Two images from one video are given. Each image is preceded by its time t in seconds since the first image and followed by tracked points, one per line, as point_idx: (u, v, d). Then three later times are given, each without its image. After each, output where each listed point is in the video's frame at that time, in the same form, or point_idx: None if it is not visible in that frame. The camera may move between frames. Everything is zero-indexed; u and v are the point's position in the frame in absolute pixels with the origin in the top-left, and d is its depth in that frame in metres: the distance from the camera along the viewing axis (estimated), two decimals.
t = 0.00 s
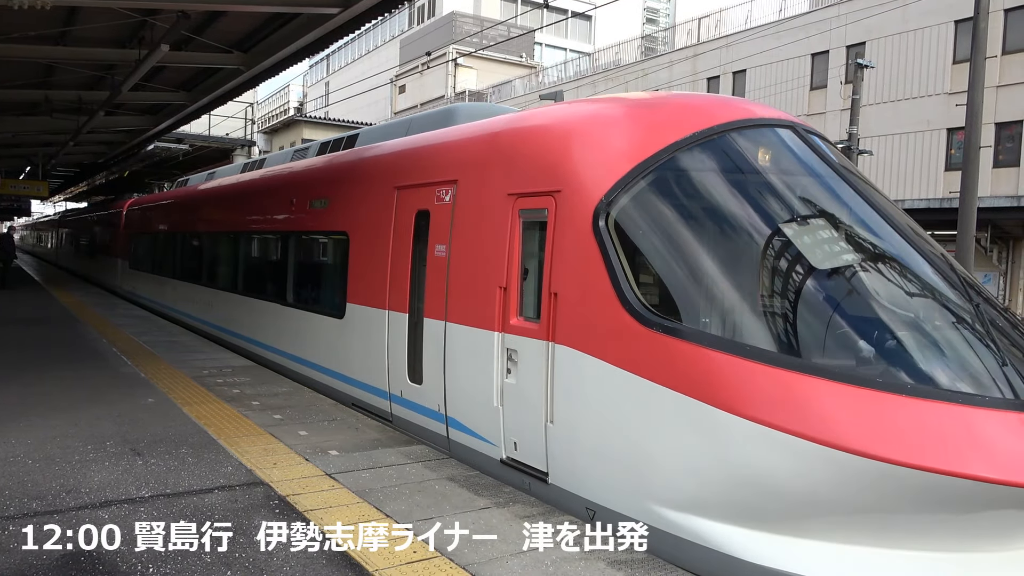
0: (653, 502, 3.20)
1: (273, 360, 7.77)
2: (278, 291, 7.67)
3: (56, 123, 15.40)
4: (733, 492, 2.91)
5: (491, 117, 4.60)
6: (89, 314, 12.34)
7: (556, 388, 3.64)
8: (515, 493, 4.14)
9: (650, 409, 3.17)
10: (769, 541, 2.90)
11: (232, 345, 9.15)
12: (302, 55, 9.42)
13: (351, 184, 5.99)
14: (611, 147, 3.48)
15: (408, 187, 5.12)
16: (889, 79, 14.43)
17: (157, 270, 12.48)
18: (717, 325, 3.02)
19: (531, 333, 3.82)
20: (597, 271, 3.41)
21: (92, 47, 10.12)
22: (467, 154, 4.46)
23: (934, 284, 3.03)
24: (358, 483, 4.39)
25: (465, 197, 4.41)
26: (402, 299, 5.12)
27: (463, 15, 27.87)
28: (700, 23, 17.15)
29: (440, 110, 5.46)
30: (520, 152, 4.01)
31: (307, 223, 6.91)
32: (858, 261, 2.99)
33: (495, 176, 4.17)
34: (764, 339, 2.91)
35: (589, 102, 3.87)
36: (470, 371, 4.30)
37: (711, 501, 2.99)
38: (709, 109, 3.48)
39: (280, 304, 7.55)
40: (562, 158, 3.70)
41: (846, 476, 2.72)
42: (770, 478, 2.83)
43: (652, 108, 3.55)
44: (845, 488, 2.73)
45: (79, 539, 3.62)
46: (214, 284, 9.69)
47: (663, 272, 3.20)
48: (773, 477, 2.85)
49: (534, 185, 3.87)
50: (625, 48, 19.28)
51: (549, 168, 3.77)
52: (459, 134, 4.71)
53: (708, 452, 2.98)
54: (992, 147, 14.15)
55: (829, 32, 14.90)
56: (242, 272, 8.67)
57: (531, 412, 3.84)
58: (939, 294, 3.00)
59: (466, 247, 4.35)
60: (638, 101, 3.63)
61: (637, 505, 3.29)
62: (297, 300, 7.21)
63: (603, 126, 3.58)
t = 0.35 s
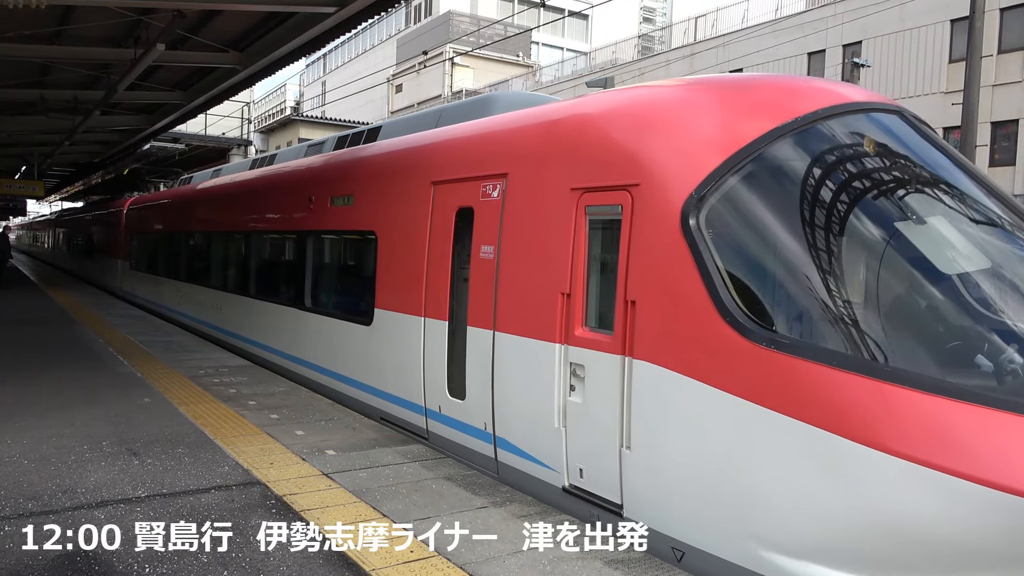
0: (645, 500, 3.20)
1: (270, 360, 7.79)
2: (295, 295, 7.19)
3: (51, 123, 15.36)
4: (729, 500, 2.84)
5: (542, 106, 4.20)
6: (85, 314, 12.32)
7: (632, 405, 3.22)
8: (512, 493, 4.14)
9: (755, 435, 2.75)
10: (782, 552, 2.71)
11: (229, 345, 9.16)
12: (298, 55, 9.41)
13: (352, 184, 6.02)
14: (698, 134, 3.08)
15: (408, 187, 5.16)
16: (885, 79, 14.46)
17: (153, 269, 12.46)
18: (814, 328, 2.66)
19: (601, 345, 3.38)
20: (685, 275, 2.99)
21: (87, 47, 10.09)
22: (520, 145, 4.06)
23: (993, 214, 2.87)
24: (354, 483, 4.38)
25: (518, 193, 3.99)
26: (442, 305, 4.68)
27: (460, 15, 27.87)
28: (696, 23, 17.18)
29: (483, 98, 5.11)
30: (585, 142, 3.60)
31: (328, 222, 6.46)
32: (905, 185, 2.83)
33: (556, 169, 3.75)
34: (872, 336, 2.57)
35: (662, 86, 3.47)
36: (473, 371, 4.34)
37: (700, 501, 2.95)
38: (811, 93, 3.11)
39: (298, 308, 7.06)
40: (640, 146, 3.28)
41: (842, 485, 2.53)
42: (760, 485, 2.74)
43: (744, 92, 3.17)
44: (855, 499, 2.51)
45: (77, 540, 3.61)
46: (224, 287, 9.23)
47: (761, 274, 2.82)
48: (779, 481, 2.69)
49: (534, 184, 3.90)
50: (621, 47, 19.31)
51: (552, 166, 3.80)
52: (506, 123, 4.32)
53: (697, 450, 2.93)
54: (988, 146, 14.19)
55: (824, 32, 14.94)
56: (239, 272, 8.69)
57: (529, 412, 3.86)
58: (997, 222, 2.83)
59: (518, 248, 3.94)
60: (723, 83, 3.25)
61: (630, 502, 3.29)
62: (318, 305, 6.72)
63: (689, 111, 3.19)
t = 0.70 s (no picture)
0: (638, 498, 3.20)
1: (265, 359, 7.79)
2: (314, 297, 6.65)
3: (48, 121, 15.32)
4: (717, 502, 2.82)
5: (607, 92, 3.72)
6: (81, 312, 12.30)
7: (742, 440, 2.72)
8: (507, 493, 4.14)
9: (906, 476, 2.27)
10: (779, 554, 2.65)
11: (225, 343, 9.17)
12: (296, 53, 9.38)
13: (345, 182, 6.02)
14: (830, 118, 2.61)
15: (401, 185, 5.15)
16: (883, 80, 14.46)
17: (150, 267, 12.44)
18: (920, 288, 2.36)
19: (702, 366, 2.86)
20: (817, 283, 2.51)
21: (84, 44, 10.06)
22: (590, 136, 3.55)
23: None
24: (350, 482, 4.38)
25: (592, 190, 3.46)
26: (491, 316, 4.14)
27: (458, 14, 27.85)
28: (695, 23, 17.17)
29: (530, 85, 4.67)
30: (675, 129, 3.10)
31: (350, 220, 5.92)
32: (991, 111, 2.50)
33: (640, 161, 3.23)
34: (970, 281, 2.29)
35: (770, 64, 2.99)
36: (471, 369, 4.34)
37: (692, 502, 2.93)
38: (959, 71, 2.64)
39: (319, 313, 6.52)
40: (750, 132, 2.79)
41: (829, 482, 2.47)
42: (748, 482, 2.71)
43: (874, 69, 2.72)
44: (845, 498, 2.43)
45: (73, 539, 3.60)
46: (235, 288, 8.73)
47: (877, 250, 2.45)
48: (837, 498, 2.45)
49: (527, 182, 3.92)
50: (620, 47, 19.30)
51: (545, 163, 3.80)
52: (568, 112, 3.81)
53: (691, 449, 2.92)
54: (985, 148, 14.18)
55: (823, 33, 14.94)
56: (235, 271, 8.70)
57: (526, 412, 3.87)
58: None
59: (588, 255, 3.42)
60: (850, 63, 2.78)
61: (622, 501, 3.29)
62: (341, 309, 6.16)
63: (812, 92, 2.72)
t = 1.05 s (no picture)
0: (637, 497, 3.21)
1: (261, 358, 7.80)
2: (342, 303, 6.07)
3: (44, 119, 15.30)
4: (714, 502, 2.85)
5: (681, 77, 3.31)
6: (77, 310, 12.29)
7: (917, 488, 2.24)
8: (503, 493, 4.15)
9: None
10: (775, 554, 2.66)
11: (220, 342, 9.17)
12: (293, 52, 9.37)
13: (342, 180, 6.00)
14: None
15: (399, 184, 5.15)
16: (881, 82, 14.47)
17: (146, 265, 12.43)
18: None
19: (861, 399, 2.38)
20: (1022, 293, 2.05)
21: (81, 42, 10.04)
22: (683, 125, 3.08)
23: None
24: (346, 481, 4.38)
25: (692, 187, 2.98)
26: (563, 330, 3.60)
27: (456, 14, 27.83)
28: (694, 25, 17.17)
29: (573, 72, 4.43)
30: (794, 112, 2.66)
31: (382, 217, 5.37)
32: None
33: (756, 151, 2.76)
34: None
35: (931, 32, 2.50)
36: (469, 370, 4.36)
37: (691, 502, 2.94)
38: None
39: (345, 320, 5.96)
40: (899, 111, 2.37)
41: (965, 519, 2.13)
42: (745, 483, 2.72)
43: None
44: (911, 519, 2.26)
45: (69, 538, 3.59)
46: (249, 290, 8.18)
47: None
48: None
49: (525, 180, 3.94)
50: (618, 48, 19.30)
51: (542, 162, 3.83)
52: (640, 98, 3.40)
53: (688, 450, 2.94)
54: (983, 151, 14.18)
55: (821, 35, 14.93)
56: (232, 269, 8.69)
57: (524, 411, 3.89)
58: None
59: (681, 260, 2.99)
60: None
61: (621, 502, 3.30)
62: (373, 315, 5.60)
63: (1000, 65, 2.24)
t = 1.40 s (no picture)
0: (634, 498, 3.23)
1: (256, 358, 7.79)
2: (379, 312, 5.44)
3: (40, 118, 15.25)
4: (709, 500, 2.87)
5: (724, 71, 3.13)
6: (71, 310, 12.26)
7: None
8: (499, 494, 4.16)
9: None
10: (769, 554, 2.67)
11: (215, 342, 9.16)
12: (290, 52, 9.35)
13: (339, 181, 5.99)
14: None
15: (396, 184, 5.15)
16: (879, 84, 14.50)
17: (142, 265, 12.40)
18: None
19: None
20: None
21: (76, 41, 10.01)
22: (745, 118, 2.83)
23: None
24: (341, 482, 4.37)
25: (760, 185, 2.72)
26: (676, 351, 3.00)
27: (453, 14, 27.82)
28: (691, 26, 17.20)
29: (570, 74, 4.44)
30: (942, 95, 2.27)
31: (424, 215, 4.79)
32: None
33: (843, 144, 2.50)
34: None
35: None
36: (466, 371, 4.37)
37: (687, 503, 2.97)
38: None
39: (383, 331, 5.35)
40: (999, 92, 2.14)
41: None
42: (741, 481, 2.75)
43: None
44: None
45: (63, 539, 3.58)
46: (268, 295, 7.57)
47: None
48: None
49: (524, 182, 3.93)
50: (615, 49, 19.31)
51: (541, 163, 3.83)
52: (683, 92, 3.19)
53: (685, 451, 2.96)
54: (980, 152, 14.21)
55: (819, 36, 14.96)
56: (228, 268, 8.68)
57: (523, 413, 3.92)
58: None
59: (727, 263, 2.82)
60: None
61: (618, 504, 3.33)
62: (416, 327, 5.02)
63: None
